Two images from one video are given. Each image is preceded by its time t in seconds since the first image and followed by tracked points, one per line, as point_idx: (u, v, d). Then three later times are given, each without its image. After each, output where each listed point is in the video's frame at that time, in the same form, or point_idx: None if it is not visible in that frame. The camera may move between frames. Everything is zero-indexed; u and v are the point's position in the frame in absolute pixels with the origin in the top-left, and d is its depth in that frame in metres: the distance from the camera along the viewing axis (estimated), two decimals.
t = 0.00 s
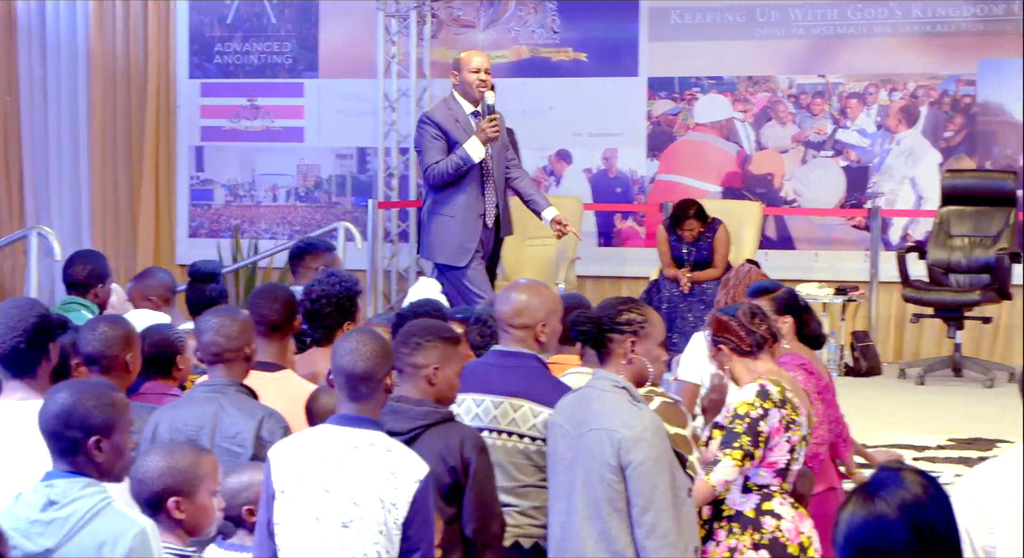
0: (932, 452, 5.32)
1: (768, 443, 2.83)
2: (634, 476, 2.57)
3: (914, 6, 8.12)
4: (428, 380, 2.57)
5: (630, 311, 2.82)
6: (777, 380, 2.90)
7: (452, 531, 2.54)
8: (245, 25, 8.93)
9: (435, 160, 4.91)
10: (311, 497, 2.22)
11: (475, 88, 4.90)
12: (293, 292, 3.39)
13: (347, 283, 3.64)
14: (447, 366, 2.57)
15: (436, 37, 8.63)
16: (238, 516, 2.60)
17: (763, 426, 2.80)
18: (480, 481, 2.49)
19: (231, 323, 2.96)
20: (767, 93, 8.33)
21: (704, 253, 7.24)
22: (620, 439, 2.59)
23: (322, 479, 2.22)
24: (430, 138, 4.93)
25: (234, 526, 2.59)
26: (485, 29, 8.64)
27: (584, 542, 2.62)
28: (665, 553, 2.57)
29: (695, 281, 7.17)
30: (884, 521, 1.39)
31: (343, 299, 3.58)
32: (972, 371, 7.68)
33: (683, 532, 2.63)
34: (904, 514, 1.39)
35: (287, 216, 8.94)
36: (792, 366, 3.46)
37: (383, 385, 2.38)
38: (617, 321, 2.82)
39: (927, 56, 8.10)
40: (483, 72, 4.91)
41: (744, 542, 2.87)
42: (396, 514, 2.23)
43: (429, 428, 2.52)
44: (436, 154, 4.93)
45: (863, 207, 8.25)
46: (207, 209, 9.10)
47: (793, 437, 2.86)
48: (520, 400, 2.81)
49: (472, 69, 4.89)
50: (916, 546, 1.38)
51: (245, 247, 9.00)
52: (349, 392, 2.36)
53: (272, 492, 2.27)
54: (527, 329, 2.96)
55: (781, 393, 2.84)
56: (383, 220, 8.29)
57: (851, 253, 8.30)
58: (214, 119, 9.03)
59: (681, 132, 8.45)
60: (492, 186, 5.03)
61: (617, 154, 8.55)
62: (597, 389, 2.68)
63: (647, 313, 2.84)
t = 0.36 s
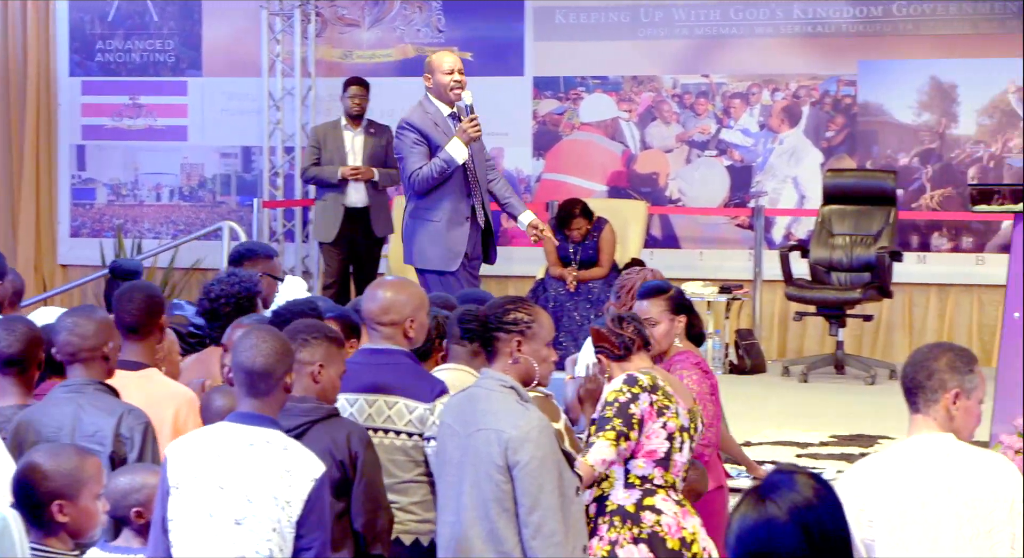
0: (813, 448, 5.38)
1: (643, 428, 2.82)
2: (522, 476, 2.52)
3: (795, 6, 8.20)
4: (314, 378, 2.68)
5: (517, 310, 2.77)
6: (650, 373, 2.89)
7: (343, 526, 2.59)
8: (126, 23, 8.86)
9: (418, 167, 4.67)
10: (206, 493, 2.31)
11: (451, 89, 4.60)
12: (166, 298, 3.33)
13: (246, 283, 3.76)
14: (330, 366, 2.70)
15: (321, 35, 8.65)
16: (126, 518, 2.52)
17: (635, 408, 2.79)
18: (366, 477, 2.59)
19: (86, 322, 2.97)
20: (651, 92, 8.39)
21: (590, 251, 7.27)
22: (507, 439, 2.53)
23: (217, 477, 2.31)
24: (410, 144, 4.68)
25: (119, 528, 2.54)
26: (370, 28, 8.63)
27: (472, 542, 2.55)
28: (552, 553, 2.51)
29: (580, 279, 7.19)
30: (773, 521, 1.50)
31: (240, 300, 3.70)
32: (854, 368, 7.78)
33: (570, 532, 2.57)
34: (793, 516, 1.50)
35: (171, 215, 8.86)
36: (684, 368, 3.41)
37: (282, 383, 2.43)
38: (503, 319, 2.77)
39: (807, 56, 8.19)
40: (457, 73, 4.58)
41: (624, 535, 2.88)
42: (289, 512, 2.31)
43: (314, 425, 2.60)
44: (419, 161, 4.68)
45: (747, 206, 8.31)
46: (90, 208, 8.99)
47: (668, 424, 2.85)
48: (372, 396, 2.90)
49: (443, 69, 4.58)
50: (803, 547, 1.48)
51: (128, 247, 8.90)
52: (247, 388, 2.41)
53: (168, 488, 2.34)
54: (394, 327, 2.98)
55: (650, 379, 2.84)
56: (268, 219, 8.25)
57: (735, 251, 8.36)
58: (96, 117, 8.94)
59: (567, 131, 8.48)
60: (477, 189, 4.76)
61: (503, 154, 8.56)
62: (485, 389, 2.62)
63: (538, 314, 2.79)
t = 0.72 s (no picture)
0: (730, 447, 5.41)
1: (571, 429, 2.82)
2: (441, 477, 2.51)
3: (712, 6, 8.25)
4: (273, 378, 2.64)
5: (438, 310, 2.73)
6: (581, 379, 2.91)
7: (291, 528, 2.65)
8: (41, 20, 8.79)
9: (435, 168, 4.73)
10: (105, 492, 2.21)
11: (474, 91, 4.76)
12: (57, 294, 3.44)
13: (159, 278, 3.76)
14: (290, 368, 2.65)
15: (238, 34, 8.56)
16: (35, 514, 2.56)
17: (564, 408, 2.79)
18: (320, 480, 2.63)
19: (9, 323, 2.92)
20: (570, 92, 8.41)
21: (509, 250, 7.27)
22: (427, 439, 2.52)
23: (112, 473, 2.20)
24: (430, 145, 4.73)
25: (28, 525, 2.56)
26: (288, 26, 8.60)
27: (392, 542, 2.55)
28: (472, 552, 2.51)
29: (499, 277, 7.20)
30: (685, 518, 1.46)
31: (153, 295, 3.71)
32: (772, 366, 7.82)
33: (491, 531, 2.57)
34: (704, 512, 1.47)
35: (86, 214, 8.77)
36: (613, 373, 3.42)
37: (172, 377, 2.43)
38: (422, 319, 2.73)
39: (724, 55, 8.24)
40: (478, 74, 4.78)
41: (549, 536, 2.85)
42: (195, 503, 2.20)
43: (271, 426, 2.60)
44: (437, 161, 4.74)
45: (665, 205, 8.35)
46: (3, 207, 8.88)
47: (597, 427, 2.85)
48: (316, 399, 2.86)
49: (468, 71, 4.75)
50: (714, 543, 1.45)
51: (43, 246, 8.79)
52: (137, 386, 2.39)
53: (67, 491, 2.25)
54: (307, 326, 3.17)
55: (581, 384, 2.85)
56: (184, 218, 8.19)
57: (653, 250, 8.40)
58: (9, 115, 8.85)
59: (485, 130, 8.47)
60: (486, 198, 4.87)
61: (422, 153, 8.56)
62: (405, 389, 2.61)
63: (458, 313, 2.75)
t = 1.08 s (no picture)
0: (650, 445, 5.42)
1: (486, 422, 2.82)
2: (357, 476, 2.51)
3: (631, 6, 8.29)
4: (222, 380, 2.61)
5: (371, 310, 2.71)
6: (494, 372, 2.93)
7: (232, 531, 2.60)
8: None
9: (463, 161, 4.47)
10: (7, 491, 2.33)
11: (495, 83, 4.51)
12: None
13: (69, 278, 3.73)
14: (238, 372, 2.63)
15: (155, 32, 8.59)
16: None
17: (478, 402, 2.80)
18: (262, 484, 2.60)
19: None
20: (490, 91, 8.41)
21: (429, 250, 7.27)
22: (343, 438, 2.52)
23: (13, 474, 2.32)
24: (458, 137, 4.47)
25: None
26: (205, 25, 8.57)
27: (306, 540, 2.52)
28: (386, 552, 2.51)
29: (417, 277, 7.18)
30: (568, 513, 1.51)
31: (62, 293, 3.67)
32: (691, 364, 7.86)
33: (407, 530, 2.57)
34: (588, 507, 1.51)
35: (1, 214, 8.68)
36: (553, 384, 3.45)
37: (53, 374, 2.49)
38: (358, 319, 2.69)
39: (643, 55, 8.28)
40: (500, 66, 4.52)
41: (473, 532, 2.87)
42: (91, 491, 2.31)
43: (218, 427, 2.57)
44: (466, 153, 4.47)
45: (585, 204, 8.37)
46: None
47: (515, 420, 2.85)
48: (263, 402, 2.81)
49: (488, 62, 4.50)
50: (598, 538, 1.50)
51: None
52: (20, 386, 2.45)
53: None
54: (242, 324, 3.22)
55: (493, 378, 2.86)
56: (101, 218, 8.12)
57: (574, 249, 8.42)
58: None
59: (405, 129, 8.45)
60: (518, 191, 4.62)
61: (341, 152, 8.54)
62: (321, 389, 2.59)
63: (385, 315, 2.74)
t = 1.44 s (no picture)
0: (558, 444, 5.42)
1: (387, 422, 2.81)
2: (267, 475, 2.49)
3: (538, 6, 8.31)
4: (108, 380, 2.69)
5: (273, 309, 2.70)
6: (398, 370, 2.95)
7: (125, 534, 2.64)
8: None
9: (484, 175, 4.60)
10: None
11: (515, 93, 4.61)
12: None
13: None
14: (127, 369, 2.71)
15: (59, 30, 8.55)
16: None
17: (377, 402, 2.79)
18: (152, 486, 2.65)
19: None
20: (397, 91, 8.38)
21: (336, 249, 7.22)
22: (253, 437, 2.49)
23: None
24: (478, 153, 4.60)
25: None
26: (109, 23, 8.55)
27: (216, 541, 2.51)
28: (300, 551, 2.51)
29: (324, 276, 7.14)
30: (426, 511, 1.54)
31: None
32: (598, 363, 7.89)
33: (316, 529, 2.57)
34: (445, 503, 1.55)
35: None
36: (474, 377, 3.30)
37: None
38: (261, 318, 2.68)
39: (550, 55, 8.31)
40: (518, 77, 4.62)
41: (367, 532, 2.87)
42: None
43: (103, 430, 2.64)
44: (485, 169, 4.60)
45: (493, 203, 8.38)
46: None
47: (415, 417, 2.83)
48: (163, 405, 2.84)
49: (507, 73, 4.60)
50: (453, 533, 1.53)
51: None
52: None
53: None
54: (173, 334, 3.02)
55: (395, 376, 2.84)
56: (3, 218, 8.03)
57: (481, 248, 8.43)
58: None
59: (313, 128, 8.43)
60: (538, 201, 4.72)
61: (248, 151, 8.50)
62: (228, 389, 2.56)
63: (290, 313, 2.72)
